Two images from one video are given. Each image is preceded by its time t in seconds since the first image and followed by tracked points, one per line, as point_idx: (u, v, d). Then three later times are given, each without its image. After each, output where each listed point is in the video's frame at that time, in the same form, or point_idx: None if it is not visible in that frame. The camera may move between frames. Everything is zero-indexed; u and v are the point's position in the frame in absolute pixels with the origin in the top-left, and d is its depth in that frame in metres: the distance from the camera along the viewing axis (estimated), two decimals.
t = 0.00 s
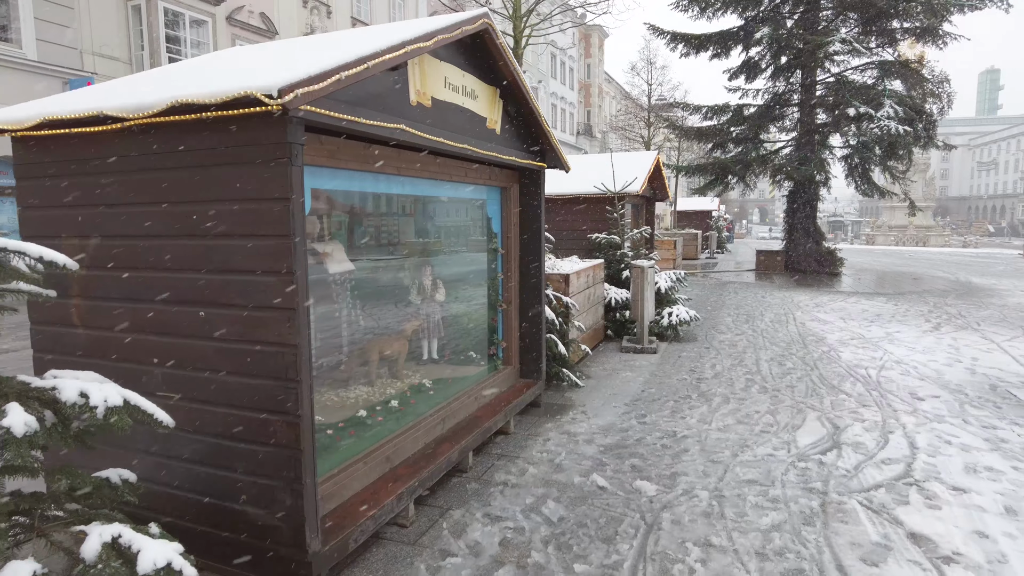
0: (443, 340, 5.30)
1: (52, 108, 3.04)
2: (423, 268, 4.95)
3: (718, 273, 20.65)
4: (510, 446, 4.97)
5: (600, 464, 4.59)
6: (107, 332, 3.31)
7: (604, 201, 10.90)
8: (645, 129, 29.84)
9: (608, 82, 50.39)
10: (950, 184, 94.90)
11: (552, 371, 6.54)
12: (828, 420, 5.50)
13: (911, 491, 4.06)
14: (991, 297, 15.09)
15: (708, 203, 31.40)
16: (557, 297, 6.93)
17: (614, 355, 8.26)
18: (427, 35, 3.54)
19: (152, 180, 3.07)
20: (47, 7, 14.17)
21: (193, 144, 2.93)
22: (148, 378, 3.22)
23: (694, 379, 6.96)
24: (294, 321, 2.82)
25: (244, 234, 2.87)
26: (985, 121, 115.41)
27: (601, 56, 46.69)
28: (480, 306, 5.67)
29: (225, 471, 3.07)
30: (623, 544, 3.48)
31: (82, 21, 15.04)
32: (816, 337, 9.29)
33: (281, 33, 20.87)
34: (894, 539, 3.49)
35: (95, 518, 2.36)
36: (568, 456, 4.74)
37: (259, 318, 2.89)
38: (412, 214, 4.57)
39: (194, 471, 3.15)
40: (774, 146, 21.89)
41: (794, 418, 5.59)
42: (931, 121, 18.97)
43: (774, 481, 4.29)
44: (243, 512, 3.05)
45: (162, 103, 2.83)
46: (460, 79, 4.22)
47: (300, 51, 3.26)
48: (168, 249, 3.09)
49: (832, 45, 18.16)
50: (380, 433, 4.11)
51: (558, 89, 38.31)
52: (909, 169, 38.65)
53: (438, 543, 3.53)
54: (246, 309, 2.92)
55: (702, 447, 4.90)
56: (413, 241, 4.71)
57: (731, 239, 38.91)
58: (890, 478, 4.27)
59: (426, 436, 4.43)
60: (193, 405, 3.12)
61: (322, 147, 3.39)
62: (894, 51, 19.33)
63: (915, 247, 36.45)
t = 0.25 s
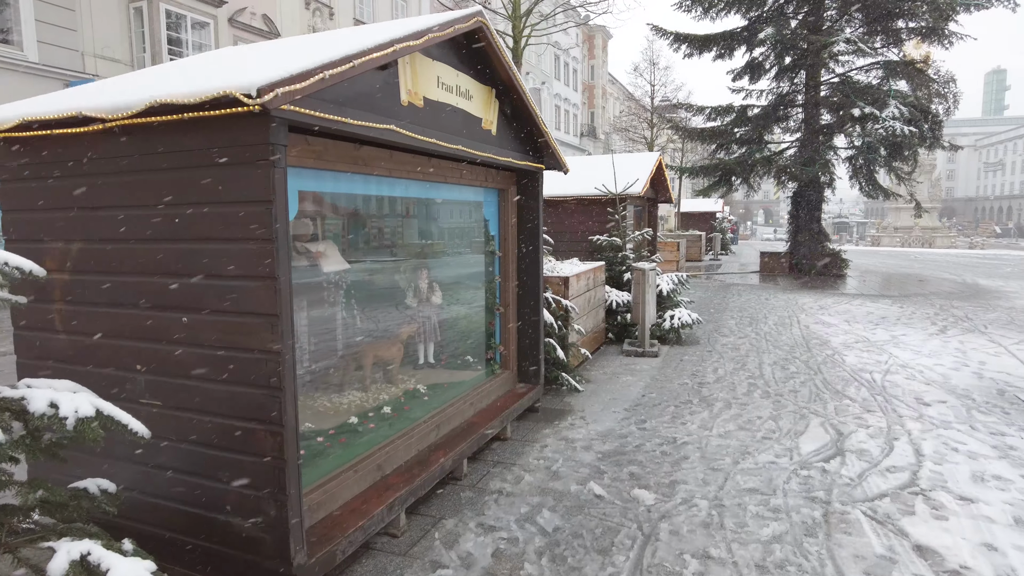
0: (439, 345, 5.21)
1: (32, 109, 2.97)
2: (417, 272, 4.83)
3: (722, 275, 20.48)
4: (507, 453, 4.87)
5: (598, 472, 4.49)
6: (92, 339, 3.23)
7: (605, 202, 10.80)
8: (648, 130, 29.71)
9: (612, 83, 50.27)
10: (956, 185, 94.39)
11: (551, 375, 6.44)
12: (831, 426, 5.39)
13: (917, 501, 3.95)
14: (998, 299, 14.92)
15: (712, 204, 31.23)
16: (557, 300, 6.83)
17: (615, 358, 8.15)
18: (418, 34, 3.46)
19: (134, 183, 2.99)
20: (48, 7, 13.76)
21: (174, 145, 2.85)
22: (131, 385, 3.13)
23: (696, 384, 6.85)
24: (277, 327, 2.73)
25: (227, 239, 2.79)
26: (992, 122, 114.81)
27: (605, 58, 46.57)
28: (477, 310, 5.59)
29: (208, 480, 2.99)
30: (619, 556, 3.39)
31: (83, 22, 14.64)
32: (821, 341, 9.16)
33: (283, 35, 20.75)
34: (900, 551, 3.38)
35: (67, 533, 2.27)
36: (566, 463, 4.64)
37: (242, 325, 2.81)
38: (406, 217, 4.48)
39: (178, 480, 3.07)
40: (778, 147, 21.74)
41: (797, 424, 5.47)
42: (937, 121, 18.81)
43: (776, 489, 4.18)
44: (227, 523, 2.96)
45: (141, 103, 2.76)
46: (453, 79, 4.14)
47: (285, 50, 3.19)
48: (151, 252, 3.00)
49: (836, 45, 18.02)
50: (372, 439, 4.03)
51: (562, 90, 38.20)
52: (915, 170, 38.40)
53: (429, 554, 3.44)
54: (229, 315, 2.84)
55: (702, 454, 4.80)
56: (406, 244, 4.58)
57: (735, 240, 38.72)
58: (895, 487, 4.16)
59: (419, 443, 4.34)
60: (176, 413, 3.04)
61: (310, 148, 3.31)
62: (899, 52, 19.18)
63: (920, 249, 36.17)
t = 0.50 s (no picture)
0: (436, 347, 5.12)
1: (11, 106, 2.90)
2: (414, 276, 4.82)
3: (726, 277, 20.33)
4: (504, 458, 4.77)
5: (596, 478, 4.39)
6: (75, 343, 3.15)
7: (606, 204, 10.70)
8: (651, 131, 29.58)
9: (614, 84, 50.17)
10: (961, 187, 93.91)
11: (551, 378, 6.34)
12: (836, 431, 5.28)
13: (925, 509, 3.84)
14: (1004, 301, 14.76)
15: (715, 206, 31.07)
16: (557, 302, 6.73)
17: (616, 361, 8.04)
18: (409, 29, 3.38)
19: (115, 181, 2.91)
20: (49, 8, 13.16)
21: (156, 143, 2.77)
22: (114, 389, 3.05)
23: (698, 387, 6.74)
24: (261, 331, 2.65)
25: (209, 239, 2.71)
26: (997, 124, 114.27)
27: (609, 59, 46.45)
28: (474, 312, 5.52)
29: (192, 487, 2.90)
30: (616, 566, 3.29)
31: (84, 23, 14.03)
32: (825, 343, 9.04)
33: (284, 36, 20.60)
34: (906, 563, 3.27)
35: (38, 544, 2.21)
36: (563, 469, 4.54)
37: (226, 328, 2.73)
38: (397, 217, 4.38)
39: (162, 487, 2.98)
40: (782, 148, 21.59)
41: (800, 429, 5.36)
42: (942, 122, 18.67)
43: (779, 497, 4.07)
44: (211, 531, 2.88)
45: (120, 99, 2.67)
46: (448, 77, 4.05)
47: (272, 45, 3.10)
48: (132, 253, 2.91)
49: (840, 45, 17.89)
50: (364, 446, 3.93)
51: (565, 92, 38.11)
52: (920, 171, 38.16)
53: (421, 563, 3.35)
54: (212, 318, 2.76)
55: (704, 460, 4.69)
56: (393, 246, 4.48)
57: (738, 242, 38.55)
58: (901, 495, 4.05)
59: (413, 448, 4.24)
60: (158, 417, 2.95)
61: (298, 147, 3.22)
62: (904, 52, 19.04)
63: (926, 251, 35.91)
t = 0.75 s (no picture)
0: (432, 349, 5.01)
1: None
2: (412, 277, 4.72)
3: (728, 277, 20.19)
4: (500, 463, 4.65)
5: (594, 484, 4.27)
6: (52, 346, 3.04)
7: (608, 203, 10.58)
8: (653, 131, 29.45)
9: (617, 84, 50.04)
10: (965, 188, 93.53)
11: (550, 380, 6.23)
12: (840, 436, 5.15)
13: (933, 518, 3.71)
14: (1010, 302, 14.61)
15: (718, 206, 30.92)
16: (556, 303, 6.61)
17: (616, 363, 7.92)
18: (400, 21, 3.26)
19: (92, 178, 2.80)
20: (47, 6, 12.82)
21: (133, 137, 2.65)
22: (92, 393, 2.93)
23: (699, 390, 6.61)
24: (242, 333, 2.54)
25: (189, 238, 2.60)
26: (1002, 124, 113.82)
27: (611, 59, 46.32)
28: (472, 313, 5.41)
29: (172, 496, 2.79)
30: None
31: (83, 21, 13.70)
32: (829, 345, 8.91)
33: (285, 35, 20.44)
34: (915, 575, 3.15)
35: None
36: (561, 475, 4.42)
37: (206, 330, 2.61)
38: (388, 216, 4.25)
39: (141, 495, 2.87)
40: (785, 148, 21.45)
41: (804, 433, 5.23)
42: (947, 121, 18.51)
43: (783, 505, 3.95)
44: (191, 541, 2.77)
45: (94, 91, 2.56)
46: (441, 71, 3.94)
47: (256, 36, 2.98)
48: (110, 252, 2.80)
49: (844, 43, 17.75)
50: (353, 451, 3.83)
51: (568, 92, 37.99)
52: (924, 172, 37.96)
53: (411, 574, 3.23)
54: (192, 320, 2.64)
55: (705, 466, 4.56)
56: (384, 245, 4.32)
57: (741, 243, 38.40)
58: (909, 502, 3.92)
59: (406, 453, 4.13)
60: (136, 422, 2.84)
61: (284, 142, 3.11)
62: (908, 51, 18.90)
63: (929, 252, 35.75)
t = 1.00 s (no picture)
0: (427, 352, 4.88)
1: None
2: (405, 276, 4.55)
3: (731, 278, 20.02)
4: (495, 471, 4.51)
5: (593, 494, 4.12)
6: (24, 353, 2.89)
7: (609, 203, 10.42)
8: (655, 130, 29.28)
9: (619, 83, 49.90)
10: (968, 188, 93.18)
11: (549, 384, 6.09)
12: (847, 443, 5.00)
13: (946, 531, 3.56)
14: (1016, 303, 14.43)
15: (721, 206, 30.74)
16: (556, 305, 6.46)
17: (617, 365, 7.77)
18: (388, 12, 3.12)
19: (63, 174, 2.66)
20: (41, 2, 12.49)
21: (104, 132, 2.51)
22: (65, 401, 2.79)
23: (702, 394, 6.46)
24: (218, 339, 2.40)
25: (162, 238, 2.46)
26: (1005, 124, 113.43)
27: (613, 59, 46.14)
28: (468, 315, 5.26)
29: (146, 509, 2.65)
30: None
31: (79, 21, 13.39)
32: (833, 347, 8.75)
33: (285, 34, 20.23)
34: None
35: None
36: (558, 484, 4.27)
37: (181, 336, 2.47)
38: (382, 215, 4.12)
39: (115, 509, 2.73)
40: (788, 147, 21.27)
41: (810, 440, 5.08)
42: (952, 120, 18.34)
43: (789, 516, 3.80)
44: (166, 558, 2.62)
45: (61, 83, 2.42)
46: (433, 65, 3.80)
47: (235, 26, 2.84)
48: (82, 253, 2.66)
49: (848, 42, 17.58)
50: (343, 461, 3.68)
51: (569, 91, 37.83)
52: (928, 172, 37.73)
53: None
54: (166, 324, 2.50)
55: (708, 474, 4.41)
56: (374, 247, 4.17)
57: (743, 243, 38.20)
58: (920, 514, 3.77)
59: (397, 462, 3.98)
60: (109, 432, 2.69)
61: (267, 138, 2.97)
62: (913, 49, 18.72)
63: (933, 252, 35.51)
